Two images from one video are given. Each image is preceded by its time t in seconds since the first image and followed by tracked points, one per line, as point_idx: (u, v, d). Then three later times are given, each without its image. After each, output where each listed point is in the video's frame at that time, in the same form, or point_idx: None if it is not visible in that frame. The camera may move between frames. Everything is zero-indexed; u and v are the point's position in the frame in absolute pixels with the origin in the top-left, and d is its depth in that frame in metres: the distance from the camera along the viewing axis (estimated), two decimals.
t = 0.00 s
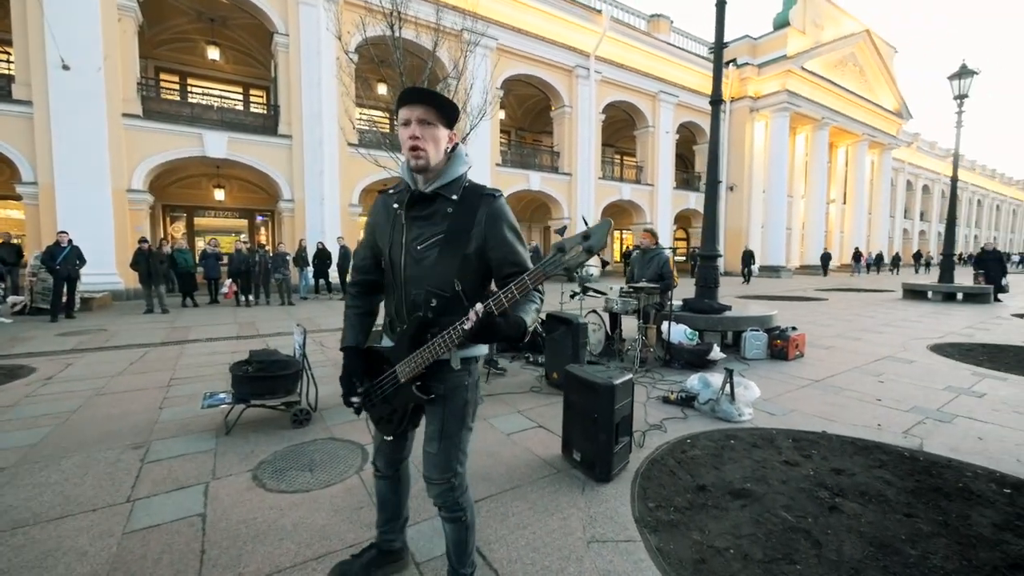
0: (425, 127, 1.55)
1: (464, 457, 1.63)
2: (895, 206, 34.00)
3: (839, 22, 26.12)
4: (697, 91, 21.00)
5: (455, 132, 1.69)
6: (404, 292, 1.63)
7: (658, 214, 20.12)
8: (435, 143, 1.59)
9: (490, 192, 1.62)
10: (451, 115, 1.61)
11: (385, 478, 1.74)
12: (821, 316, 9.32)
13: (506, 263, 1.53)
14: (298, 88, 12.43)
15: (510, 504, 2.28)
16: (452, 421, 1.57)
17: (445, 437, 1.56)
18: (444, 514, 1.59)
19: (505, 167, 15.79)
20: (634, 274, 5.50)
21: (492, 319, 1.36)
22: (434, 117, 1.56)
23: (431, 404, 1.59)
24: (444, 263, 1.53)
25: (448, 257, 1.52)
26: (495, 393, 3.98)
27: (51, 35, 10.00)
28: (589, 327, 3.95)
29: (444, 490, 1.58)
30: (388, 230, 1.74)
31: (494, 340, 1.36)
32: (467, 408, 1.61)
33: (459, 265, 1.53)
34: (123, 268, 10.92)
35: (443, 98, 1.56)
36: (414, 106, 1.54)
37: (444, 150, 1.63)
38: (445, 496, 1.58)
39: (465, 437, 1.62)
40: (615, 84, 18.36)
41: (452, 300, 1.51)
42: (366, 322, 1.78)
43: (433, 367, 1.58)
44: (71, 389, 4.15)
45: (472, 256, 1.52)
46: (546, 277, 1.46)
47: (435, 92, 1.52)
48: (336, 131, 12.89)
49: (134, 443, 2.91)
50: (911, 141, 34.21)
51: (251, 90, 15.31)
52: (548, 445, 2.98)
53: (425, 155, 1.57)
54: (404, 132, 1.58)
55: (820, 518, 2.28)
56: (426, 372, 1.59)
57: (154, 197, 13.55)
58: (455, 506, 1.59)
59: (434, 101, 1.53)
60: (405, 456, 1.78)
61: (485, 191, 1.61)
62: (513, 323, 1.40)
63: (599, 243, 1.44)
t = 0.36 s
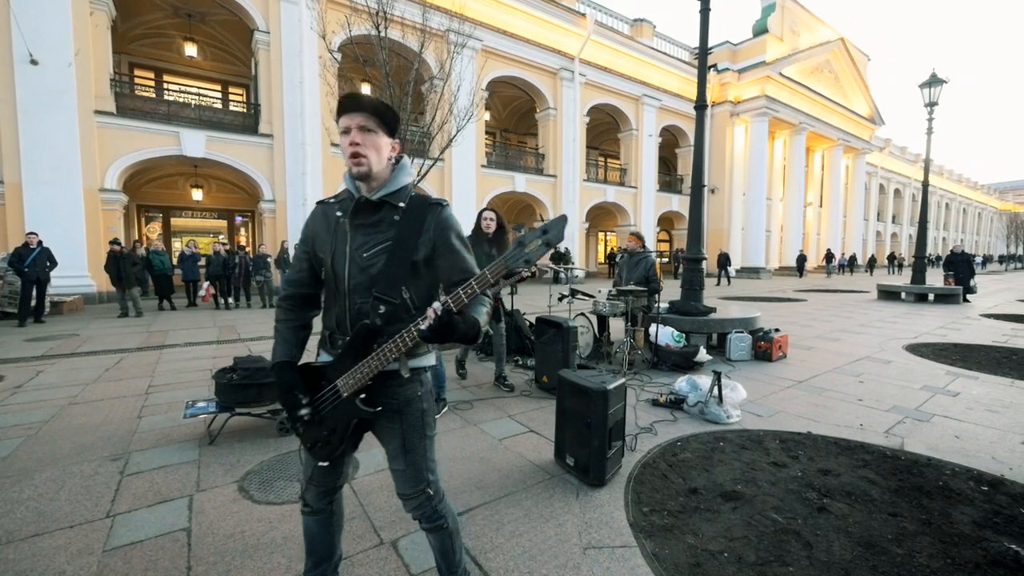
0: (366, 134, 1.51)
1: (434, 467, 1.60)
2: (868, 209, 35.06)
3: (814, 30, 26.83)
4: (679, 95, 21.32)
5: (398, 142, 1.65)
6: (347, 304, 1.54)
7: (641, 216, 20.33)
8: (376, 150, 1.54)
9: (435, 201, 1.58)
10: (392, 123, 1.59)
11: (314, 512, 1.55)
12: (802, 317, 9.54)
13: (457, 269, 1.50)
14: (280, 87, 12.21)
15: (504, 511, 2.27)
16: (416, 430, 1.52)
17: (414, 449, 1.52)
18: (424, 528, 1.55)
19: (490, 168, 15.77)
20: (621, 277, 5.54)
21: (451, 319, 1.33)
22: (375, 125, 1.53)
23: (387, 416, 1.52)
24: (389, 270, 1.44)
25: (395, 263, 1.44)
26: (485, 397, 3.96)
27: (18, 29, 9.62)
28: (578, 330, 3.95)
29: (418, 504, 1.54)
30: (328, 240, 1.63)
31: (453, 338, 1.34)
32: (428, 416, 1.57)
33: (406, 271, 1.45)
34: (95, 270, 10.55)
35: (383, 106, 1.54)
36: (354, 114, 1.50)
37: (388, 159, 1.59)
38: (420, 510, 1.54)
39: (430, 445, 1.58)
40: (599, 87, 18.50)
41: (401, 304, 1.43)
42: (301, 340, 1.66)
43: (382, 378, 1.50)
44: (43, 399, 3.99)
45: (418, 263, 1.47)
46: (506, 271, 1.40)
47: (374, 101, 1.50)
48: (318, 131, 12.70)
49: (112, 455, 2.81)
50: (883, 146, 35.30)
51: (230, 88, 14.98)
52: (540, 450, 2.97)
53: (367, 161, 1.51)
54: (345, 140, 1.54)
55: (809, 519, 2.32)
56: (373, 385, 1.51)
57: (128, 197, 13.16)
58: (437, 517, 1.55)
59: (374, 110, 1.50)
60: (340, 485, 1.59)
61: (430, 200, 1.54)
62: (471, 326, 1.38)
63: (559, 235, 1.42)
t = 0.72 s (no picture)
0: (311, 141, 1.60)
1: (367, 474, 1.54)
2: (864, 211, 35.31)
3: (809, 34, 27.07)
4: (675, 98, 21.45)
5: (344, 148, 1.73)
6: (297, 303, 1.55)
7: (638, 218, 20.42)
8: (321, 155, 1.62)
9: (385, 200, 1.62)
10: (336, 132, 1.69)
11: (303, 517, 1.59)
12: (800, 319, 9.61)
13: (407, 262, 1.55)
14: (278, 90, 12.20)
15: (509, 509, 2.30)
16: (357, 429, 1.51)
17: (350, 449, 1.48)
18: (343, 543, 1.42)
19: (487, 171, 15.83)
20: (620, 279, 5.59)
21: (398, 297, 1.37)
22: (319, 133, 1.62)
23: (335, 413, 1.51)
24: (340, 264, 1.45)
25: (346, 258, 1.45)
26: (486, 398, 3.99)
27: (15, 31, 9.60)
28: (580, 332, 3.97)
29: (344, 510, 1.44)
30: (278, 246, 1.66)
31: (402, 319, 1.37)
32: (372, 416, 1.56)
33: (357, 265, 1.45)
34: (92, 272, 10.51)
35: (326, 116, 1.63)
36: (298, 123, 1.59)
37: (334, 163, 1.67)
38: (347, 517, 1.43)
39: (369, 447, 1.54)
40: (596, 90, 18.59)
41: (356, 300, 1.44)
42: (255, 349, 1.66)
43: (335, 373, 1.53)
44: (47, 401, 4.01)
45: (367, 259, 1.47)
46: (446, 244, 1.47)
47: (318, 110, 1.60)
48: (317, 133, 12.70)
49: (119, 457, 2.83)
50: (878, 148, 35.61)
51: (227, 90, 14.99)
52: (544, 450, 3.01)
53: (312, 166, 1.60)
54: (291, 147, 1.62)
55: (810, 516, 2.36)
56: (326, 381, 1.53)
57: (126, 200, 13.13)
58: (364, 532, 1.45)
59: (317, 118, 1.59)
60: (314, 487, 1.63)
61: (378, 202, 1.57)
62: (419, 312, 1.43)
63: (490, 204, 1.48)
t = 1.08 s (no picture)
0: (283, 148, 1.58)
1: (324, 487, 1.51)
2: (864, 210, 35.30)
3: (809, 33, 27.08)
4: (675, 97, 21.49)
5: (320, 155, 1.72)
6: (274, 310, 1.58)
7: (639, 217, 20.48)
8: (296, 164, 1.62)
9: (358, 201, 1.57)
10: (312, 140, 1.68)
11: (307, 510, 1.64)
12: (799, 317, 9.66)
13: (369, 262, 1.42)
14: (279, 90, 12.25)
15: (512, 503, 2.37)
16: (310, 440, 1.46)
17: (301, 458, 1.45)
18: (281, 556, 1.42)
19: (488, 171, 15.87)
20: (620, 279, 5.65)
21: (326, 298, 1.16)
22: (293, 140, 1.62)
23: (297, 420, 1.48)
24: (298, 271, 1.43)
25: (308, 261, 1.42)
26: (488, 396, 4.05)
27: (20, 34, 9.68)
28: (580, 331, 4.03)
29: (286, 522, 1.43)
30: (264, 253, 1.70)
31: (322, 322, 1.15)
32: (334, 427, 1.51)
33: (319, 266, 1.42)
34: (96, 272, 10.59)
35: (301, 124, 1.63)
36: (271, 131, 1.58)
37: (309, 171, 1.66)
38: (284, 532, 1.43)
39: (328, 458, 1.50)
40: (596, 89, 18.64)
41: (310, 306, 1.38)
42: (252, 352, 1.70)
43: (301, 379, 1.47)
44: (58, 399, 4.08)
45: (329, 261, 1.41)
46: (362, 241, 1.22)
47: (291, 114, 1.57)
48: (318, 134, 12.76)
49: (131, 453, 2.90)
50: (878, 147, 35.60)
51: (229, 91, 15.06)
52: (546, 446, 3.07)
53: (285, 175, 1.60)
54: (265, 156, 1.62)
55: (804, 509, 2.43)
56: (296, 386, 1.49)
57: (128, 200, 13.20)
58: (299, 549, 1.43)
59: (292, 124, 1.58)
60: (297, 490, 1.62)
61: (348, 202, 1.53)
62: (357, 311, 1.22)
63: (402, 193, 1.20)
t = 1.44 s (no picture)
0: (223, 161, 1.39)
1: (267, 527, 1.32)
2: (862, 210, 35.45)
3: (807, 34, 27.20)
4: (674, 98, 21.58)
5: (269, 153, 1.49)
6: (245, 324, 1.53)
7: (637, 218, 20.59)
8: (245, 175, 1.43)
9: (309, 206, 1.39)
10: (255, 140, 1.42)
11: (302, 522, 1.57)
12: (796, 317, 9.75)
13: (304, 282, 1.26)
14: (279, 92, 12.33)
15: (511, 498, 2.44)
16: (246, 473, 1.28)
17: (235, 494, 1.28)
18: None
19: (487, 171, 15.96)
20: (617, 280, 5.72)
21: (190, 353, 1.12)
22: (234, 147, 1.40)
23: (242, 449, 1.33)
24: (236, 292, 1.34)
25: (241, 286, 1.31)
26: (487, 396, 4.13)
27: (22, 36, 9.74)
28: (578, 331, 4.11)
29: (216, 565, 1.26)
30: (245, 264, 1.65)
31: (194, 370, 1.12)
32: (278, 460, 1.32)
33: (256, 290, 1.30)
34: (97, 273, 10.66)
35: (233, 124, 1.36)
36: (209, 143, 1.38)
37: (256, 178, 1.45)
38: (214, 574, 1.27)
39: (269, 496, 1.31)
40: (595, 91, 18.72)
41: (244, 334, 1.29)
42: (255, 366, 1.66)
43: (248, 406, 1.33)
44: (64, 398, 4.15)
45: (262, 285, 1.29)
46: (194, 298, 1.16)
47: (226, 120, 1.33)
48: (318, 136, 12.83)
49: (138, 451, 2.97)
50: (876, 148, 35.73)
51: (230, 92, 15.13)
52: (544, 443, 3.15)
53: (233, 190, 1.42)
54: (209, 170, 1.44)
55: (793, 503, 2.51)
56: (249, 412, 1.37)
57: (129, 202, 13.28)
58: None
59: (226, 130, 1.34)
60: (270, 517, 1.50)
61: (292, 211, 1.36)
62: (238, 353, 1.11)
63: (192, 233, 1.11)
